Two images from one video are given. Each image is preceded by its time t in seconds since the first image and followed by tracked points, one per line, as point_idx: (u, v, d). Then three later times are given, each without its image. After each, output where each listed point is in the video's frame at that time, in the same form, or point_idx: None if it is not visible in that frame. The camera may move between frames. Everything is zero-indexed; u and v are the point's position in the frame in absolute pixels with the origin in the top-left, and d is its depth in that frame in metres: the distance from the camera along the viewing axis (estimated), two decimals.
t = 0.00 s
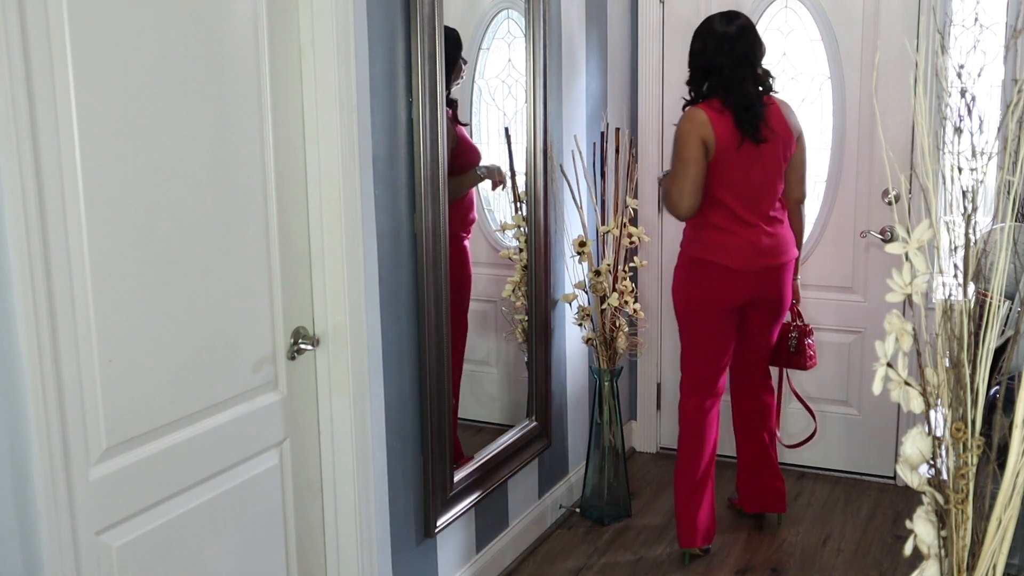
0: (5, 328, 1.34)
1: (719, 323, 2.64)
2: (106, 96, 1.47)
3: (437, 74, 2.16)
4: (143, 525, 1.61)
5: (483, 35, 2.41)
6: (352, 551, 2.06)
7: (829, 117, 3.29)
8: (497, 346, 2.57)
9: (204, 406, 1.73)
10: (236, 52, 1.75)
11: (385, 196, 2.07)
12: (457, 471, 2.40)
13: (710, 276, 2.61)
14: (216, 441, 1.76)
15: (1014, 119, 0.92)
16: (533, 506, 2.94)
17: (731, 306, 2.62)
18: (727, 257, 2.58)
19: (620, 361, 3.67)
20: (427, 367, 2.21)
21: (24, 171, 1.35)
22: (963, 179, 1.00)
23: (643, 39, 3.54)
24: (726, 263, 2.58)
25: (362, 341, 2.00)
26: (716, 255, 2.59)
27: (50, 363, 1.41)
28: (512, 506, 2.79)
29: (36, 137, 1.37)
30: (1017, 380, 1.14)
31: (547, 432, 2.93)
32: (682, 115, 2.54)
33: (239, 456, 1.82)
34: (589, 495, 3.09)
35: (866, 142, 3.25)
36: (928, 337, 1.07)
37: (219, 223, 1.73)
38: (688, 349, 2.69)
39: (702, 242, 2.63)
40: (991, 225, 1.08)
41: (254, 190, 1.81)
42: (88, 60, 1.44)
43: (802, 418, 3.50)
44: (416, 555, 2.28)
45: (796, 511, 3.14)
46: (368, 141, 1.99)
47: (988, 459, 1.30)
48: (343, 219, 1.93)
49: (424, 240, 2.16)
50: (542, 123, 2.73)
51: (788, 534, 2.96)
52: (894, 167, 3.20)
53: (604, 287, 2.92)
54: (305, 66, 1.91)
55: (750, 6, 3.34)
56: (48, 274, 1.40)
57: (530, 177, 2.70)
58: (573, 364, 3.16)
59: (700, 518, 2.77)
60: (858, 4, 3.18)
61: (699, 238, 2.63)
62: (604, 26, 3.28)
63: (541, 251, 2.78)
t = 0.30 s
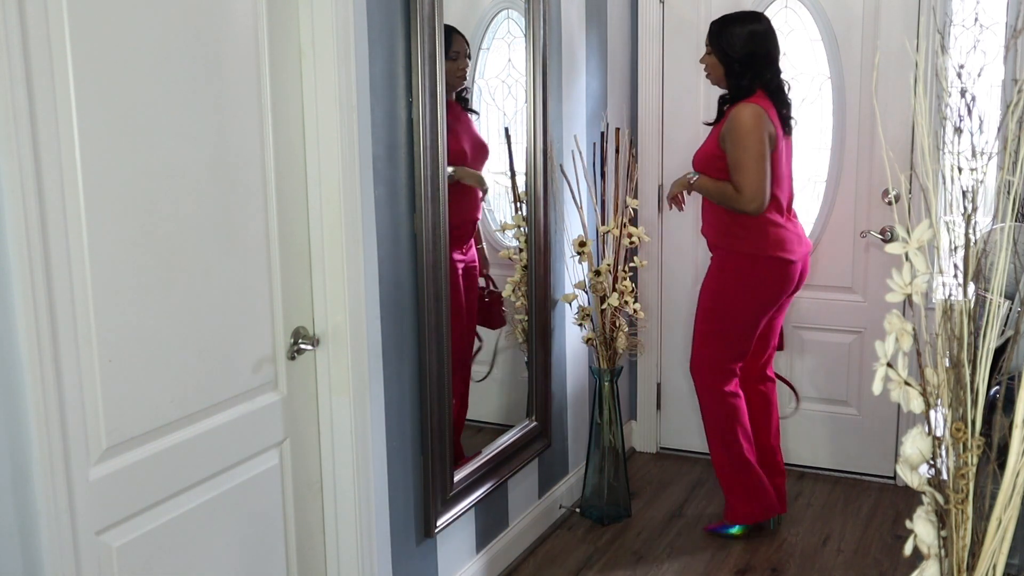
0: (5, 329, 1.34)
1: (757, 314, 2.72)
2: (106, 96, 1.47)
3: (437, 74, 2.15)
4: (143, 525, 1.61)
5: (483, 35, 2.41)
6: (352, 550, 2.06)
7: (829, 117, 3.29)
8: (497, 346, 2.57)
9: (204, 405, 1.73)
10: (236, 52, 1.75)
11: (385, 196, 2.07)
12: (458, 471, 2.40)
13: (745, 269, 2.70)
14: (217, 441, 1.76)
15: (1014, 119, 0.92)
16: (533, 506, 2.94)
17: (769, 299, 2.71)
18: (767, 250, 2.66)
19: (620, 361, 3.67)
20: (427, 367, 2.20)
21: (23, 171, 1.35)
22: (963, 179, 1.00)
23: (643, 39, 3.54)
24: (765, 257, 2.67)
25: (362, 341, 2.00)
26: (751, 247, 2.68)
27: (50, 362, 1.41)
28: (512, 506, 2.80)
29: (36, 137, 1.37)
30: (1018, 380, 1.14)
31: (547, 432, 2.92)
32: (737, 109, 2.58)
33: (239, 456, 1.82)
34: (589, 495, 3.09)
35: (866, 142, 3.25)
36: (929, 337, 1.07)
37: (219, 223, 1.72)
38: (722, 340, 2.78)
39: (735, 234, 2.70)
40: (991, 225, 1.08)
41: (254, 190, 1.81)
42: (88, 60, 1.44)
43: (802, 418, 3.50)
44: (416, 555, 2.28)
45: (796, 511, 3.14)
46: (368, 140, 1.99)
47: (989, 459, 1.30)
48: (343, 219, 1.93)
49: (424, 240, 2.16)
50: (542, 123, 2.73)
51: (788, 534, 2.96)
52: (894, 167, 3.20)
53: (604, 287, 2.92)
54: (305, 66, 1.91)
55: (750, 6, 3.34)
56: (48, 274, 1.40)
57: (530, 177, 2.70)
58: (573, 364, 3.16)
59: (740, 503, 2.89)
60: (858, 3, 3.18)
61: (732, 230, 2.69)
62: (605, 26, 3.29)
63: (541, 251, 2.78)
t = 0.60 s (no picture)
0: (5, 329, 1.34)
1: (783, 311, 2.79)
2: (106, 96, 1.47)
3: (436, 74, 2.16)
4: (143, 525, 1.61)
5: (483, 35, 2.41)
6: (352, 550, 2.06)
7: (829, 117, 3.29)
8: (497, 346, 2.57)
9: (204, 405, 1.73)
10: (236, 53, 1.75)
11: (385, 196, 2.07)
12: (458, 471, 2.40)
13: (771, 267, 2.77)
14: (217, 441, 1.76)
15: (1014, 119, 0.92)
16: (533, 506, 2.94)
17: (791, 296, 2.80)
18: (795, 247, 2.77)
19: (620, 361, 3.67)
20: (427, 367, 2.20)
21: (23, 171, 1.35)
22: (963, 179, 1.00)
23: (643, 40, 3.54)
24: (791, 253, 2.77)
25: (362, 341, 2.00)
26: (779, 245, 2.76)
27: (50, 362, 1.41)
28: (512, 506, 2.79)
29: (36, 137, 1.37)
30: (1017, 380, 1.14)
31: (547, 432, 2.92)
32: (777, 109, 2.65)
33: (239, 456, 1.82)
34: (589, 495, 3.09)
35: (866, 142, 3.25)
36: (928, 337, 1.07)
37: (219, 223, 1.72)
38: (747, 337, 2.81)
39: (761, 232, 2.76)
40: (991, 225, 1.08)
41: (254, 190, 1.81)
42: (88, 60, 1.44)
43: (802, 418, 3.50)
44: (416, 555, 2.28)
45: (796, 511, 3.14)
46: (368, 140, 1.99)
47: (989, 459, 1.30)
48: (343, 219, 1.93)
49: (424, 240, 2.16)
50: (542, 123, 2.73)
51: (788, 534, 2.96)
52: (894, 167, 3.20)
53: (604, 287, 2.92)
54: (305, 67, 1.92)
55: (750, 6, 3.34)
56: (48, 274, 1.40)
57: (530, 177, 2.71)
58: (573, 364, 3.16)
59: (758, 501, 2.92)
60: (858, 3, 3.18)
61: (757, 227, 2.75)
62: (605, 26, 3.29)
63: (541, 251, 2.78)
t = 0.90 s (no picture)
0: (5, 327, 1.34)
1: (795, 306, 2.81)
2: (106, 96, 1.47)
3: (436, 74, 2.16)
4: (143, 525, 1.61)
5: (483, 36, 2.41)
6: (352, 551, 2.06)
7: (829, 117, 3.29)
8: (497, 347, 2.57)
9: (204, 406, 1.73)
10: (236, 53, 1.75)
11: (385, 196, 2.07)
12: (458, 471, 2.39)
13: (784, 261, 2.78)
14: (217, 441, 1.76)
15: (1014, 119, 0.92)
16: (533, 506, 2.94)
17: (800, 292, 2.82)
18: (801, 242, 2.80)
19: (620, 361, 3.67)
20: (427, 367, 2.21)
21: (23, 171, 1.35)
22: (963, 179, 1.00)
23: (643, 40, 3.54)
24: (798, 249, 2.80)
25: (362, 341, 2.00)
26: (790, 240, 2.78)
27: (50, 363, 1.41)
28: (512, 506, 2.79)
29: (36, 137, 1.37)
30: (1016, 381, 1.14)
31: (546, 433, 2.92)
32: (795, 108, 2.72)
33: (238, 456, 1.82)
34: (589, 495, 3.09)
35: (866, 142, 3.25)
36: (928, 337, 1.07)
37: (219, 223, 1.72)
38: (760, 333, 2.82)
39: (774, 228, 2.77)
40: (991, 225, 1.08)
41: (254, 190, 1.81)
42: (88, 60, 1.44)
43: (802, 418, 3.50)
44: (417, 555, 2.28)
45: (796, 511, 3.14)
46: (368, 140, 2.00)
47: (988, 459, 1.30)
48: (343, 219, 1.93)
49: (424, 240, 2.16)
50: (542, 123, 2.73)
51: (788, 534, 2.96)
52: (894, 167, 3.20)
53: (604, 287, 2.92)
54: (305, 67, 1.92)
55: (750, 6, 3.34)
56: (48, 275, 1.40)
57: (530, 177, 2.71)
58: (573, 364, 3.16)
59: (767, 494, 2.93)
60: (858, 4, 3.18)
61: (778, 227, 2.77)
62: (605, 26, 3.29)
63: (541, 251, 2.78)
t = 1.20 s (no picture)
0: (5, 327, 1.34)
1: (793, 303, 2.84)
2: (106, 96, 1.47)
3: (436, 74, 2.16)
4: (143, 525, 1.61)
5: (483, 36, 2.41)
6: (352, 551, 2.06)
7: (829, 117, 3.29)
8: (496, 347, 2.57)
9: (204, 406, 1.73)
10: (236, 53, 1.75)
11: (385, 196, 2.07)
12: (458, 467, 2.40)
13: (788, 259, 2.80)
14: (217, 441, 1.76)
15: (1014, 119, 0.92)
16: (533, 506, 2.94)
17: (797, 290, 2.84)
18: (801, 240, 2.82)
19: (620, 361, 3.68)
20: (427, 366, 2.21)
21: (23, 172, 1.35)
22: (963, 179, 1.00)
23: (643, 40, 3.54)
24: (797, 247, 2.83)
25: (362, 341, 2.00)
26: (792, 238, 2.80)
27: (50, 362, 1.41)
28: (512, 505, 2.79)
29: (36, 138, 1.37)
30: (1017, 381, 1.14)
31: (547, 433, 2.92)
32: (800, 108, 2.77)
33: (238, 456, 1.82)
34: (589, 495, 3.09)
35: (866, 142, 3.25)
36: (928, 337, 1.07)
37: (219, 223, 1.72)
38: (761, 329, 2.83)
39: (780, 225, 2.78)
40: (991, 225, 1.08)
41: (254, 190, 1.81)
42: (88, 60, 1.44)
43: (802, 418, 3.50)
44: (416, 555, 2.28)
45: (796, 511, 3.14)
46: (369, 140, 2.00)
47: (987, 459, 1.30)
48: (343, 219, 1.93)
49: (425, 240, 2.16)
50: (542, 123, 2.73)
51: (788, 534, 2.96)
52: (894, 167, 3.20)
53: (604, 287, 2.91)
54: (305, 67, 1.92)
55: (750, 6, 3.34)
56: (48, 275, 1.40)
57: (530, 177, 2.71)
58: (573, 364, 3.16)
59: (766, 490, 2.93)
60: (858, 4, 3.18)
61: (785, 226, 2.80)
62: (605, 27, 3.29)
63: (541, 250, 2.78)
